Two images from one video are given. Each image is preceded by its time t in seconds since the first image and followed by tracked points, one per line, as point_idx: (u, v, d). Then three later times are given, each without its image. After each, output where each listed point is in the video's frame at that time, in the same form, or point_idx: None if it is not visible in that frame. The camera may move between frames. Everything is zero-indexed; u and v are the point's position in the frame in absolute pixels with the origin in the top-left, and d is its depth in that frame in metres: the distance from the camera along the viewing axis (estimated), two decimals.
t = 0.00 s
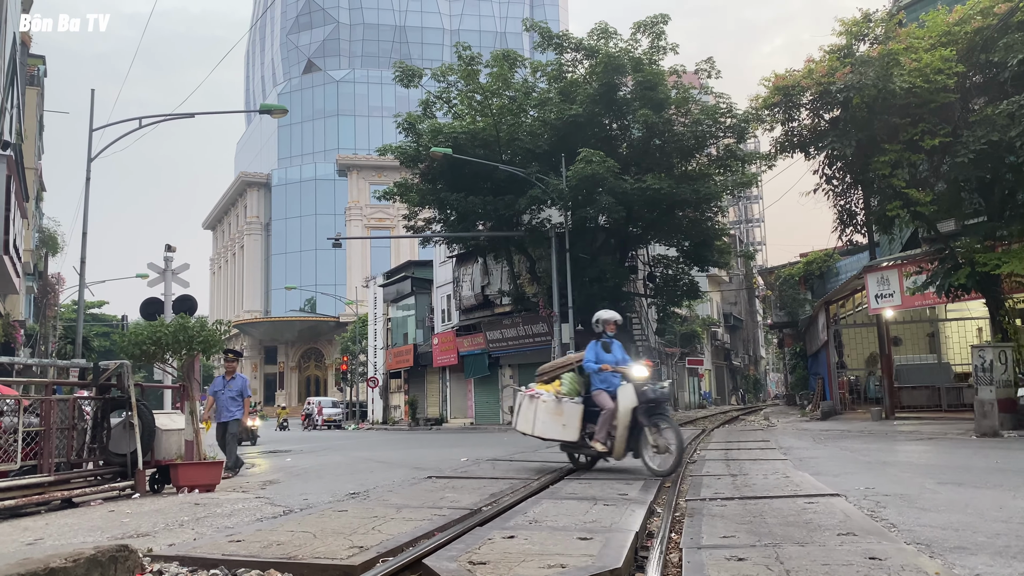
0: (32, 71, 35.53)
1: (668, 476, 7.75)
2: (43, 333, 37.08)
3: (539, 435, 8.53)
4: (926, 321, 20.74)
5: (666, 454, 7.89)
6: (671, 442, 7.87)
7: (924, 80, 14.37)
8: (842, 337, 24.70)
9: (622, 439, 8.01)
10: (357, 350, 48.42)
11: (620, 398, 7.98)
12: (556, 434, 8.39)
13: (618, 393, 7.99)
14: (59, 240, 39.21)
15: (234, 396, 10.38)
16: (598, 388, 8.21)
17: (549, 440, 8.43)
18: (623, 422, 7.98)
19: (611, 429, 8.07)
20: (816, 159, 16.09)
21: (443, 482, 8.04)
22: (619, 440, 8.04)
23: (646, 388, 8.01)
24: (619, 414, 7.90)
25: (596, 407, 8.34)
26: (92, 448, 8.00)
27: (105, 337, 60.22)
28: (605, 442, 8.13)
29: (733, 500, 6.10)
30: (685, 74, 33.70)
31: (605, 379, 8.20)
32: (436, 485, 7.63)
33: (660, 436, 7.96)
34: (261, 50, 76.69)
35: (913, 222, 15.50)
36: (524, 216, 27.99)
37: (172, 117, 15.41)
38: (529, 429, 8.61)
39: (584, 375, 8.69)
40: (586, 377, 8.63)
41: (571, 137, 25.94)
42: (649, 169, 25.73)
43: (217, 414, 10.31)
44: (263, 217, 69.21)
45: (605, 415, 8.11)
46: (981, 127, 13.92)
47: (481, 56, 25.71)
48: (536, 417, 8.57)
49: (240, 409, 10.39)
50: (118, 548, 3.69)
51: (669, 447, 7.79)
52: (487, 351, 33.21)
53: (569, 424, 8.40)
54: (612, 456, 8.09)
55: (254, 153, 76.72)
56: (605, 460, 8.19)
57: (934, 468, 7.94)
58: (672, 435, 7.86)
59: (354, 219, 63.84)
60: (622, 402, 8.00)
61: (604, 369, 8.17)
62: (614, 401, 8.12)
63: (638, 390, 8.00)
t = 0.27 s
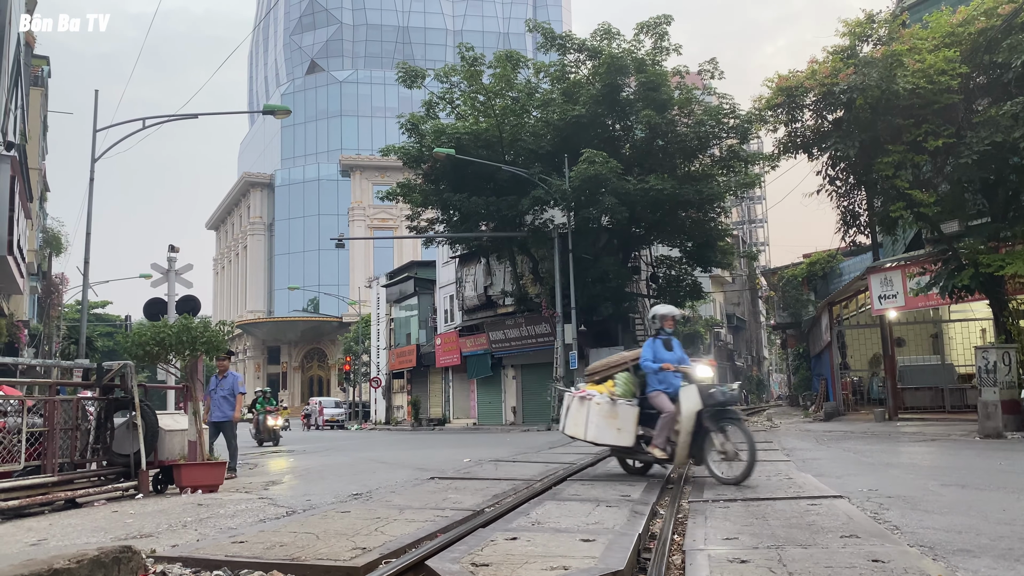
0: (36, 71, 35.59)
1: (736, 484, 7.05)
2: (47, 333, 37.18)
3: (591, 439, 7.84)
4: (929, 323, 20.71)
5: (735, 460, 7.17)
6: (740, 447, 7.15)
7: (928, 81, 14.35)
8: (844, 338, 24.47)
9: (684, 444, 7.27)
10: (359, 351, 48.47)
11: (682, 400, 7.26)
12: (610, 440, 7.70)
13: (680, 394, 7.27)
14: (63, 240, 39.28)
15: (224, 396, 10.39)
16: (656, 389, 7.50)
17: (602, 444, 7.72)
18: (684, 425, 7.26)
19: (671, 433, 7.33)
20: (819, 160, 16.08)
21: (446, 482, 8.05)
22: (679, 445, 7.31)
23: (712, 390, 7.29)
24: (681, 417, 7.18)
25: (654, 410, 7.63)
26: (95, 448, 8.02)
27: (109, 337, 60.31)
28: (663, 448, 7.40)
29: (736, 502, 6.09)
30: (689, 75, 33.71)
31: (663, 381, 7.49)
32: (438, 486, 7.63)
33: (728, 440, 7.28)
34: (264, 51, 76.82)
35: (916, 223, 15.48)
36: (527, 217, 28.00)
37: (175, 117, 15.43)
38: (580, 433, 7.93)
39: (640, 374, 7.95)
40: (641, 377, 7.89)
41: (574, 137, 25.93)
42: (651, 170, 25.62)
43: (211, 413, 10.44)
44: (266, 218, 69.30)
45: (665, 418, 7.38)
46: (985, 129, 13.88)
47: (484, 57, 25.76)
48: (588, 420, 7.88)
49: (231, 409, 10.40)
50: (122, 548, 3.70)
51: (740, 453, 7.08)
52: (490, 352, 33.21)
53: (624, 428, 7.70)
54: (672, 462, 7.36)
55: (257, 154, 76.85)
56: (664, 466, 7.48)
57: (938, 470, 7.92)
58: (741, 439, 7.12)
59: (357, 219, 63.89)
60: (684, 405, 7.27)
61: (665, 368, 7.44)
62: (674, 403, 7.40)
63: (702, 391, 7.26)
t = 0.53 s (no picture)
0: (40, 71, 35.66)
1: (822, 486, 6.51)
2: (50, 332, 37.26)
3: (652, 444, 6.86)
4: (933, 323, 20.66)
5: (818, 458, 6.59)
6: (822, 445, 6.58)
7: (932, 81, 14.31)
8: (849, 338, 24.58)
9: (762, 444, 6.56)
10: (363, 350, 48.51)
11: (760, 397, 6.50)
12: (677, 444, 6.75)
13: (756, 391, 6.53)
14: (66, 240, 39.37)
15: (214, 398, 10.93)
16: (725, 387, 6.68)
17: (667, 449, 6.78)
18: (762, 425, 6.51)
19: (746, 433, 6.59)
20: (823, 160, 16.08)
21: (449, 482, 8.05)
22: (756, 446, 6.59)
23: (790, 384, 6.60)
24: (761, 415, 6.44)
25: (723, 409, 6.78)
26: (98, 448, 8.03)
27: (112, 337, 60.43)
28: (737, 450, 6.63)
29: (739, 503, 6.08)
30: (692, 75, 33.67)
31: (733, 376, 6.67)
32: (441, 486, 7.63)
33: (810, 438, 6.64)
34: (268, 51, 76.91)
35: (920, 223, 15.44)
36: (530, 217, 28.01)
37: (178, 117, 15.45)
38: (640, 438, 6.91)
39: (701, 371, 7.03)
40: (704, 374, 6.97)
41: (578, 137, 25.92)
42: (655, 170, 25.53)
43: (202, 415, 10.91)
44: (270, 217, 69.38)
45: (740, 417, 6.58)
46: (989, 129, 13.84)
47: (487, 57, 25.79)
48: (650, 423, 6.87)
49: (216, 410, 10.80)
50: (125, 548, 3.71)
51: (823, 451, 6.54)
52: (493, 351, 33.21)
53: (691, 429, 6.76)
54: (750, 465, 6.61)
55: (260, 153, 76.94)
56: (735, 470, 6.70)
57: (941, 471, 7.91)
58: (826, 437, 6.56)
59: (360, 219, 63.93)
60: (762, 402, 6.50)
61: (737, 363, 6.66)
62: (747, 401, 6.62)
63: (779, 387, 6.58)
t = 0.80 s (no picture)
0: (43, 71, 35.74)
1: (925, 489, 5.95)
2: (53, 331, 37.32)
3: (729, 444, 6.50)
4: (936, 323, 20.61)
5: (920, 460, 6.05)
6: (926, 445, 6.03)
7: (935, 81, 14.29)
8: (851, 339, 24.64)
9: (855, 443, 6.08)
10: (365, 350, 48.53)
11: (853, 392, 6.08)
12: (757, 443, 6.38)
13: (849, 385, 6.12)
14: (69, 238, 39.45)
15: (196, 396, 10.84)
16: (809, 380, 6.33)
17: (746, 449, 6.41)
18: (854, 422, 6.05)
19: (836, 431, 6.15)
20: (825, 160, 16.06)
21: (451, 482, 8.05)
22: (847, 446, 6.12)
23: (888, 378, 6.12)
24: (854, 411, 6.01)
25: (808, 405, 6.41)
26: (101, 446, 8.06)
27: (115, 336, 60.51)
28: (824, 452, 6.19)
29: (741, 503, 6.08)
30: (695, 75, 33.67)
31: (818, 370, 6.34)
32: (444, 485, 7.63)
33: (909, 439, 6.11)
34: (271, 50, 76.93)
35: (923, 223, 15.40)
36: (532, 216, 28.01)
37: (181, 116, 15.45)
38: (716, 437, 6.57)
39: (781, 365, 6.69)
40: (785, 368, 6.62)
41: (580, 137, 25.92)
42: (658, 169, 25.47)
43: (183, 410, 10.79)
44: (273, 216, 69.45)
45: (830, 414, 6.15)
46: (992, 129, 13.81)
47: (490, 57, 25.79)
48: (727, 420, 6.54)
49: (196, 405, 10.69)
50: (128, 547, 3.72)
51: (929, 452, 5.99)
52: (495, 351, 33.21)
53: (773, 428, 6.38)
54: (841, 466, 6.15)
55: (263, 152, 77.00)
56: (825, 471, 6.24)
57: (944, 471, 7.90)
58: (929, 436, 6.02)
59: (362, 218, 64.00)
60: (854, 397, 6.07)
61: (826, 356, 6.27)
62: (836, 397, 6.19)
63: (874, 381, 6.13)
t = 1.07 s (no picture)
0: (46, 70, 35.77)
1: None
2: (55, 330, 37.40)
3: (821, 451, 5.93)
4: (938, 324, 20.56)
5: None
6: None
7: (938, 82, 14.27)
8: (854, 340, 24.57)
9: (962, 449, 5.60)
10: (367, 349, 48.52)
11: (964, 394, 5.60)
12: (853, 450, 5.83)
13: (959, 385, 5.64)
14: (71, 237, 39.51)
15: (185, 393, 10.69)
16: (912, 379, 5.77)
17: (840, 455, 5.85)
18: (963, 427, 5.57)
19: (942, 436, 5.64)
20: (827, 160, 16.04)
21: (453, 482, 8.05)
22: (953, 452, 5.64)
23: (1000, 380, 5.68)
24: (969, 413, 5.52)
25: (907, 405, 5.89)
26: (103, 446, 8.08)
27: (117, 335, 60.56)
28: (928, 459, 5.67)
29: (742, 504, 6.08)
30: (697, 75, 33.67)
31: (920, 367, 5.78)
32: (446, 486, 7.62)
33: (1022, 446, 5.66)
34: (273, 49, 76.97)
35: (925, 224, 15.38)
36: (534, 216, 28.00)
37: (184, 116, 15.44)
38: (807, 443, 5.98)
39: (873, 361, 6.13)
40: (876, 363, 6.07)
41: (582, 137, 25.92)
42: (660, 169, 25.44)
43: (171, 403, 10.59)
44: (275, 215, 69.50)
45: (938, 418, 5.63)
46: (995, 130, 13.79)
47: (492, 56, 25.78)
48: (819, 423, 5.93)
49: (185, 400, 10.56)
50: (130, 548, 3.72)
51: None
52: (497, 351, 33.21)
53: (869, 432, 5.82)
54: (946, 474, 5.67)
55: (266, 152, 77.05)
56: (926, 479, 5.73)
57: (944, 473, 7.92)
58: None
59: (364, 217, 64.08)
60: (966, 400, 5.58)
61: (932, 353, 5.73)
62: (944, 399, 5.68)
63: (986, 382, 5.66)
